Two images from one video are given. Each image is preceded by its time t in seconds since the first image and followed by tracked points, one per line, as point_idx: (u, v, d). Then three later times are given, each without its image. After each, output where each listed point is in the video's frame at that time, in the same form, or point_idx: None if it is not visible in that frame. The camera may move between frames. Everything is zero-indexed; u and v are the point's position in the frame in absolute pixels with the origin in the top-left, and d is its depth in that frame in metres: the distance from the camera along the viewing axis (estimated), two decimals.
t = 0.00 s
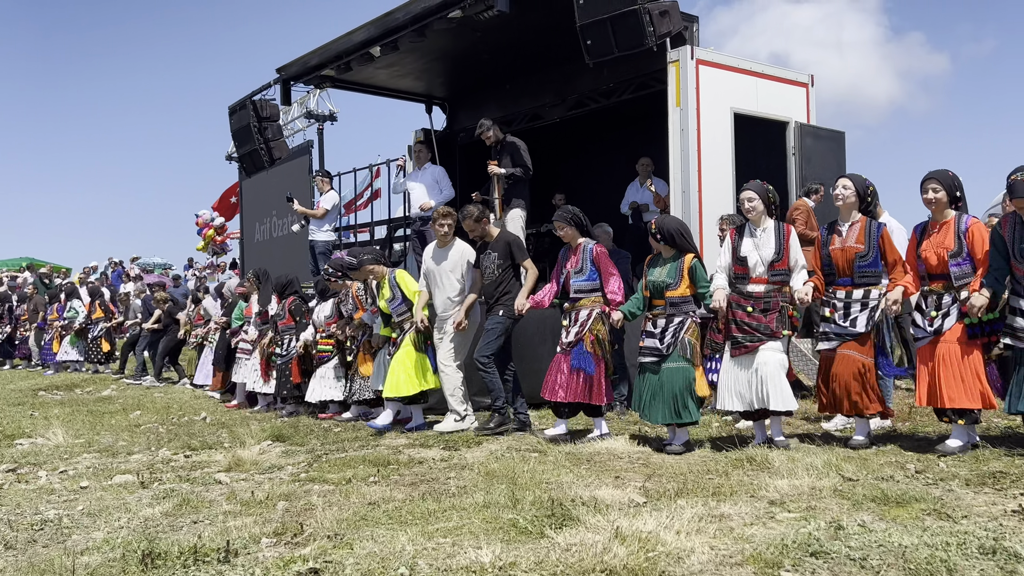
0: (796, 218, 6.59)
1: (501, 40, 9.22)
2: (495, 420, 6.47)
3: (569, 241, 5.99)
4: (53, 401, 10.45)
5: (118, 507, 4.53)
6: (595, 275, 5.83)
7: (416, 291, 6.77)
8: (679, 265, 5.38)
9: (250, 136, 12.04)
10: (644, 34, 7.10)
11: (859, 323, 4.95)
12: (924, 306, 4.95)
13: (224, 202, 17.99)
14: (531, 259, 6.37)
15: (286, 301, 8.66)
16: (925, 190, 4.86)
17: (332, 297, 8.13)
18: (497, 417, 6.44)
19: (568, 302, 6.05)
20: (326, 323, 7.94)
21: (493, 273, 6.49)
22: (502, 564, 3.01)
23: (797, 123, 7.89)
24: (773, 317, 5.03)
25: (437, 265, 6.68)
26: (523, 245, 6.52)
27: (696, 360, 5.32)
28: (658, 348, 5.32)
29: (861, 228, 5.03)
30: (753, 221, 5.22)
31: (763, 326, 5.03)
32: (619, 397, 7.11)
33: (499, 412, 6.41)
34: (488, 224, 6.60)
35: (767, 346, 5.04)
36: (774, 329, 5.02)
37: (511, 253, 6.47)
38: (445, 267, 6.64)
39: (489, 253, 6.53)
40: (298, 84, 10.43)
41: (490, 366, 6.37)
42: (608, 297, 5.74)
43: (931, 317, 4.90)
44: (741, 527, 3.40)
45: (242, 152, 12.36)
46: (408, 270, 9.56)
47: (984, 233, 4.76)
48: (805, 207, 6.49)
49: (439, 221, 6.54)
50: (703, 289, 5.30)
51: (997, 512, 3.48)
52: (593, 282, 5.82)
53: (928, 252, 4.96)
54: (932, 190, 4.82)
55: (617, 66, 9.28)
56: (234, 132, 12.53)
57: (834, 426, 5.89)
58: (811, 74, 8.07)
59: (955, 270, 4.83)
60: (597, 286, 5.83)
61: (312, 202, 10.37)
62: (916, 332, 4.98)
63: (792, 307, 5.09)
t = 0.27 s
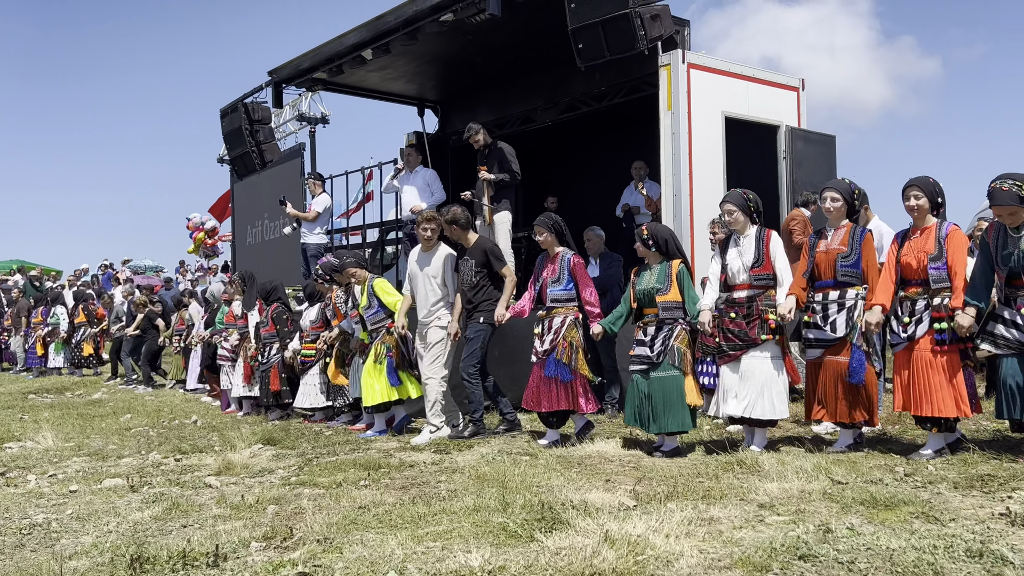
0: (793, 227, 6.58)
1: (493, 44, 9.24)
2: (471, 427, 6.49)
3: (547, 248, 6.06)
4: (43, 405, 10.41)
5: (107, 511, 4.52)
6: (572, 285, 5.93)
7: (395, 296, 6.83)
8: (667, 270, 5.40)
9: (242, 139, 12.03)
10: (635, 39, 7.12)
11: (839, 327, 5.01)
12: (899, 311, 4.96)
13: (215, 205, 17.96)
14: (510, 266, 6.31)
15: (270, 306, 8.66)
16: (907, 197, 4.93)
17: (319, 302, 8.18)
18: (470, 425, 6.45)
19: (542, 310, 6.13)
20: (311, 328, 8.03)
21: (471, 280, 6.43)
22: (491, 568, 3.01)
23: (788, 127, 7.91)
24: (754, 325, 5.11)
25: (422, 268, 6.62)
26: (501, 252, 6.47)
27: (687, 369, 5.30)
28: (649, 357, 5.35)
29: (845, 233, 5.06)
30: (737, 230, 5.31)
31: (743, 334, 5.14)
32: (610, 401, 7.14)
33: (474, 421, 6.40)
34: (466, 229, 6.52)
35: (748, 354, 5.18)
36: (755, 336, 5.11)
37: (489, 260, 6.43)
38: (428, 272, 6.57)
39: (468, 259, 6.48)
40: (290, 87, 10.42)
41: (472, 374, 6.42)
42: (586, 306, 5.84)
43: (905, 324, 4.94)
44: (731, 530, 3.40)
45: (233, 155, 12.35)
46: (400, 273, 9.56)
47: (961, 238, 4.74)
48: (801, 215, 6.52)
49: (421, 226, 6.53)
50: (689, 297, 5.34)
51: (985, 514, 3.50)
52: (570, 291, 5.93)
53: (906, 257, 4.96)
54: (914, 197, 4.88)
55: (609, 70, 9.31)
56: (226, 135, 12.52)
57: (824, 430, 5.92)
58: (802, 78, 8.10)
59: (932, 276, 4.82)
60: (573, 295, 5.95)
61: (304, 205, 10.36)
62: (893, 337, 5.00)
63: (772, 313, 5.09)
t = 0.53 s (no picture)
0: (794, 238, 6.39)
1: (488, 46, 9.25)
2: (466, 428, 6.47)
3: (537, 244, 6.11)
4: (35, 407, 10.36)
5: (101, 513, 4.50)
6: (564, 282, 5.99)
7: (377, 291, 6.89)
8: (655, 265, 5.44)
9: (236, 140, 12.00)
10: (630, 41, 7.14)
11: (829, 324, 5.02)
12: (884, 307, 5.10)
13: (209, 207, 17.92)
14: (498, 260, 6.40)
15: (258, 305, 8.65)
16: (893, 194, 5.00)
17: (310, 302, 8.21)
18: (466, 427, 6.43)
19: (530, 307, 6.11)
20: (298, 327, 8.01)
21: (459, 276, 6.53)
22: (487, 570, 3.01)
23: (782, 129, 7.92)
24: (737, 323, 5.12)
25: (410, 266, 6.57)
26: (489, 249, 6.59)
27: (674, 364, 5.34)
28: (635, 354, 5.39)
29: (836, 228, 5.12)
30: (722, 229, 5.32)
31: (727, 333, 5.15)
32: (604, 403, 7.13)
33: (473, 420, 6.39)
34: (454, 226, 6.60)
35: (732, 355, 5.19)
36: (738, 335, 5.11)
37: (477, 256, 6.56)
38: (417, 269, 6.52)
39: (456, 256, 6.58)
40: (285, 89, 10.41)
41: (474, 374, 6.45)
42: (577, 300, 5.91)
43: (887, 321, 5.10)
44: (726, 532, 3.41)
45: (227, 156, 12.33)
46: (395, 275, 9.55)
47: (945, 235, 4.82)
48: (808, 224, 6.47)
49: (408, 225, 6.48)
50: (687, 284, 5.36)
51: (978, 516, 3.52)
52: (563, 288, 5.98)
53: (891, 255, 5.06)
54: (899, 194, 4.95)
55: (604, 72, 9.32)
56: (220, 136, 12.49)
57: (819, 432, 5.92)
58: (796, 80, 8.13)
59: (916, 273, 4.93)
60: (565, 292, 6.00)
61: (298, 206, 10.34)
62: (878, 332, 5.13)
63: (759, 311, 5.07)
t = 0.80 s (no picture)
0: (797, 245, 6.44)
1: (484, 46, 9.25)
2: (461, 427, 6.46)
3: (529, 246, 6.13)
4: (30, 407, 10.32)
5: (96, 513, 4.49)
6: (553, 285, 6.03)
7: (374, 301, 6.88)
8: (646, 269, 5.52)
9: (231, 140, 11.98)
10: (626, 41, 7.14)
11: (817, 329, 5.03)
12: (873, 312, 5.14)
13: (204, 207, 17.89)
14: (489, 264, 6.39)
15: (255, 307, 8.66)
16: (880, 201, 5.05)
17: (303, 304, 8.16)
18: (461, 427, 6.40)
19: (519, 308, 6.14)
20: (296, 333, 8.00)
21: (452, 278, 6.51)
22: (483, 569, 3.00)
23: (778, 130, 7.97)
24: (729, 330, 5.16)
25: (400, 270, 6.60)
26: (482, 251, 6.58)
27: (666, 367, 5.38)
28: (622, 354, 5.44)
29: (822, 235, 5.13)
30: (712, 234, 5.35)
31: (718, 338, 5.20)
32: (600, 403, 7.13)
33: (467, 421, 6.39)
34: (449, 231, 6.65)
35: (723, 356, 5.23)
36: (729, 340, 5.15)
37: (470, 258, 6.54)
38: (408, 274, 6.55)
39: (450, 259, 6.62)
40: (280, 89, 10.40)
41: (466, 373, 6.44)
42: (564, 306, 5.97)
43: (879, 324, 5.07)
44: (722, 531, 3.41)
45: (223, 157, 12.30)
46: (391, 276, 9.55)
47: (933, 243, 4.93)
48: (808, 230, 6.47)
49: (396, 228, 6.50)
50: (670, 291, 5.50)
51: (974, 515, 3.52)
52: (552, 291, 6.02)
53: (881, 261, 5.14)
54: (887, 201, 5.00)
55: (600, 72, 9.33)
56: (215, 136, 12.47)
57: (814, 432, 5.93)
58: (791, 81, 8.15)
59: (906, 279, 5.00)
60: (553, 295, 6.03)
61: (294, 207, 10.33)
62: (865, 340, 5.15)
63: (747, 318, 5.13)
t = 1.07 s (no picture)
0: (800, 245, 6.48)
1: (482, 46, 9.24)
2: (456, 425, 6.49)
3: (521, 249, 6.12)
4: (26, 407, 10.30)
5: (92, 513, 4.48)
6: (544, 287, 6.03)
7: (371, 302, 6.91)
8: (635, 271, 5.58)
9: (228, 140, 11.96)
10: (623, 41, 7.15)
11: (801, 333, 5.06)
12: (852, 318, 5.13)
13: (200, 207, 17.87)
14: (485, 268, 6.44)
15: (253, 307, 8.72)
16: (863, 211, 5.03)
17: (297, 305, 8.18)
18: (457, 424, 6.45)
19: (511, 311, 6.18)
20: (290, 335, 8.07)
21: (448, 282, 6.54)
22: (480, 568, 3.00)
23: (775, 131, 7.95)
24: (717, 330, 5.18)
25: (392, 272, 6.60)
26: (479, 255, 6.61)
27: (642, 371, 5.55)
28: (605, 355, 5.49)
29: (806, 242, 5.13)
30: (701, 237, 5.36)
31: (707, 339, 5.17)
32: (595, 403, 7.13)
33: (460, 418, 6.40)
34: (444, 232, 6.64)
35: (709, 359, 5.21)
36: (718, 341, 5.17)
37: (468, 261, 6.55)
38: (400, 276, 6.55)
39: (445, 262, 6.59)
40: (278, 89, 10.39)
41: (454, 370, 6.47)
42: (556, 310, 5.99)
43: (860, 330, 5.07)
44: (719, 530, 3.41)
45: (220, 156, 12.29)
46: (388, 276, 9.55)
47: (913, 254, 4.91)
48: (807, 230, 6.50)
49: (384, 230, 6.55)
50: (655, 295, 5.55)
51: (971, 514, 3.53)
52: (542, 294, 6.03)
53: (861, 270, 5.14)
54: (869, 211, 4.99)
55: (597, 72, 9.33)
56: (212, 136, 12.45)
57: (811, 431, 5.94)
58: (788, 82, 8.16)
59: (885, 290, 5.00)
60: (545, 298, 6.04)
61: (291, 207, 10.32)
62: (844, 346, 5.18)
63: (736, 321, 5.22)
